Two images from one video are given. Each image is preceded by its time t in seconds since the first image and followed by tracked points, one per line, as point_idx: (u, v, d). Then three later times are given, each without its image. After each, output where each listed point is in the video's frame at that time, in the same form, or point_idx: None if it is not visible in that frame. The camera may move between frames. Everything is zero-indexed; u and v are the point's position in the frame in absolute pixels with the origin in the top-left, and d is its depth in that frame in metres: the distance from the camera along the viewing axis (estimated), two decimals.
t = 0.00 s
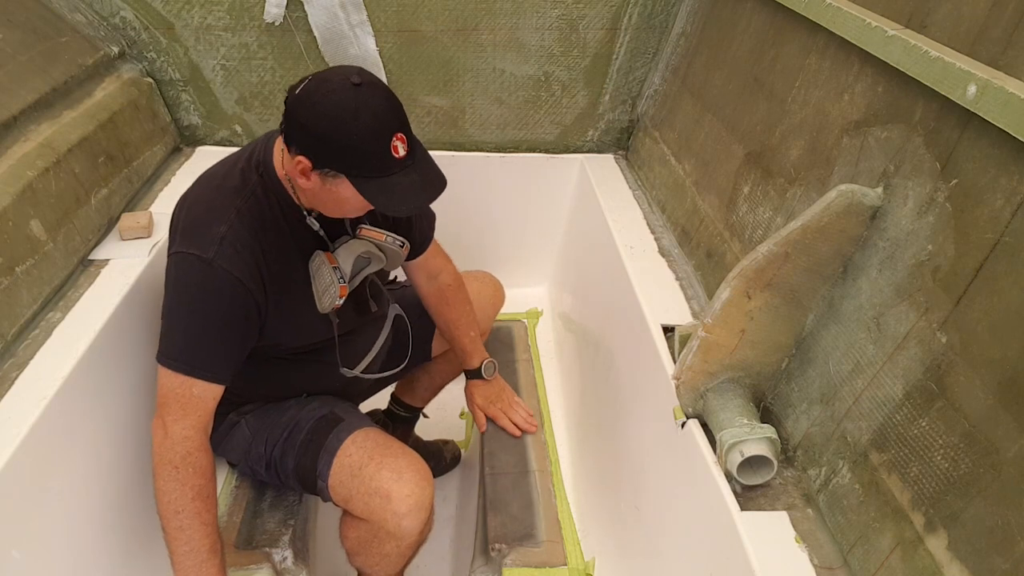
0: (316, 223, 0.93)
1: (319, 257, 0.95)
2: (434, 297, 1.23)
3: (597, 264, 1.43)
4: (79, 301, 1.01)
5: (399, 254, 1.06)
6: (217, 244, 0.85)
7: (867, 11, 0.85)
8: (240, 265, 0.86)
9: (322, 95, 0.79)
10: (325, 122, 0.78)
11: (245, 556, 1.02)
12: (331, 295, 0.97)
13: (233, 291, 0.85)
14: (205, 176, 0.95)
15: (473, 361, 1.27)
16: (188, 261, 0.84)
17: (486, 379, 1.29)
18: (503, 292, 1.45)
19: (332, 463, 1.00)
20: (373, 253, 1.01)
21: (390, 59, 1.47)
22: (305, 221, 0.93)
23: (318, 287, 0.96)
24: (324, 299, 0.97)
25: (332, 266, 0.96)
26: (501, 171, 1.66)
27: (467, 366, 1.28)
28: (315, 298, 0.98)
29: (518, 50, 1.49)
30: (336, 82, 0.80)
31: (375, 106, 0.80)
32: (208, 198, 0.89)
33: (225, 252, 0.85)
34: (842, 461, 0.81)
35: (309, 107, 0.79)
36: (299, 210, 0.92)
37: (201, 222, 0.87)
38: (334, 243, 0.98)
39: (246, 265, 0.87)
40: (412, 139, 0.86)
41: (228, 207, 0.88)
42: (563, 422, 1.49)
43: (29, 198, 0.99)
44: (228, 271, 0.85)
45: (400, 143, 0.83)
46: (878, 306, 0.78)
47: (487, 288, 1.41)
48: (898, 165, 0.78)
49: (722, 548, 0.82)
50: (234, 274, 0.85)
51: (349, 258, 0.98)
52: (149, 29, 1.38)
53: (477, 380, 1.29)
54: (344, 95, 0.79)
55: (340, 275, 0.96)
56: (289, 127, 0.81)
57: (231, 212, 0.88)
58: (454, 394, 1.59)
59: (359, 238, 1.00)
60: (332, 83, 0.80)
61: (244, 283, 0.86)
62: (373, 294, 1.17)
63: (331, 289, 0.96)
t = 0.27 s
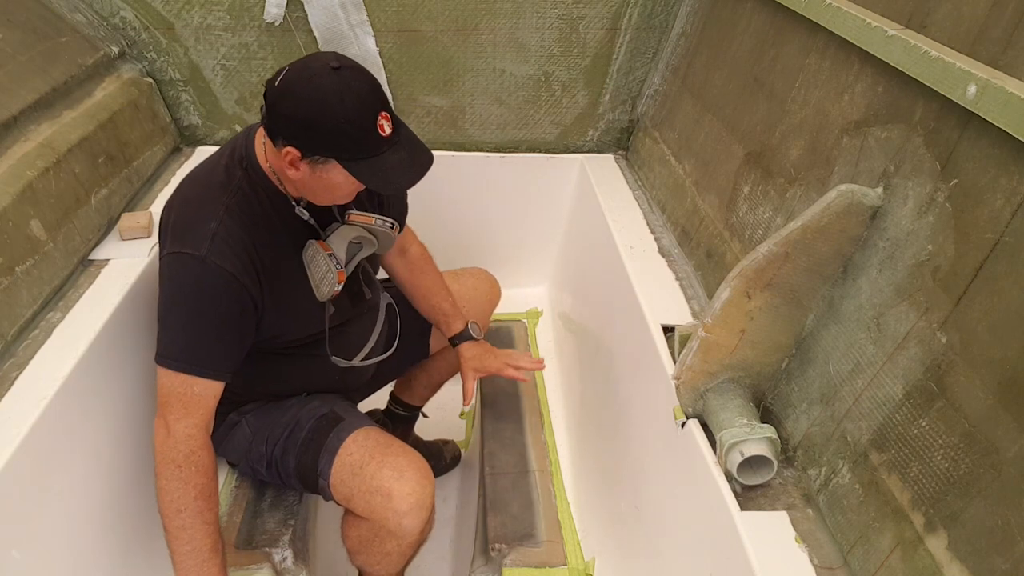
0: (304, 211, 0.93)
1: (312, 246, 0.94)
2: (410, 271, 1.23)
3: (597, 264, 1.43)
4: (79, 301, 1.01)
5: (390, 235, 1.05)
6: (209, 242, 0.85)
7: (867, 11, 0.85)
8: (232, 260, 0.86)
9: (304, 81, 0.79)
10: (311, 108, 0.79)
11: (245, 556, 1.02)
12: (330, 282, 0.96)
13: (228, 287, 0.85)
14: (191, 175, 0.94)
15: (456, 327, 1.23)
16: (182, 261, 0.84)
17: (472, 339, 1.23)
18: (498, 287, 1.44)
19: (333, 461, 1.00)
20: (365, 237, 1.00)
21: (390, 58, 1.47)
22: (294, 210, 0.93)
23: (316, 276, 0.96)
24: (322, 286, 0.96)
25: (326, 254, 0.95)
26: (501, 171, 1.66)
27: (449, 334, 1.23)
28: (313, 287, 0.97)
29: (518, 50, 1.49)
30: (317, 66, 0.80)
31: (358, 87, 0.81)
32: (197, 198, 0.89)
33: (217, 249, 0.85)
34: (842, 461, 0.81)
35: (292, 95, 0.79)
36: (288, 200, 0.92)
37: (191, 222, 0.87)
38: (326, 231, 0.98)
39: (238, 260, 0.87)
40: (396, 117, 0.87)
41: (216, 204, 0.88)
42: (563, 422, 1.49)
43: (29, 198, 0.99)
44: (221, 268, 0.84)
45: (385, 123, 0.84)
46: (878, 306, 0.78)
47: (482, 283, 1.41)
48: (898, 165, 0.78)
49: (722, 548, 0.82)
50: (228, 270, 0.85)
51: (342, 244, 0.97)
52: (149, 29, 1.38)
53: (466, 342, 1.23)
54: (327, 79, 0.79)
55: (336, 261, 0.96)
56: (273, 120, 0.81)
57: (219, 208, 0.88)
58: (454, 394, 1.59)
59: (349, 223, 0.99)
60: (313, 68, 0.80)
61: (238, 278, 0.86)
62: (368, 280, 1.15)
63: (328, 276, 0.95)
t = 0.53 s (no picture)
0: (300, 209, 0.94)
1: (308, 243, 0.95)
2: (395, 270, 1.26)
3: (597, 264, 1.43)
4: (79, 301, 1.01)
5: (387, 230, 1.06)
6: (203, 243, 0.85)
7: (866, 11, 0.85)
8: (228, 261, 0.86)
9: (294, 65, 0.80)
10: (293, 90, 0.79)
11: (245, 556, 1.02)
12: (326, 279, 0.96)
13: (223, 288, 0.85)
14: (186, 176, 0.94)
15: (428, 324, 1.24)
16: (177, 263, 0.84)
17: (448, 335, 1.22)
18: (497, 288, 1.44)
19: (337, 459, 1.00)
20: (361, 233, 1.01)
21: (390, 59, 1.47)
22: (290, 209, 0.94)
23: (312, 273, 0.96)
24: (319, 283, 0.97)
25: (322, 250, 0.96)
26: (501, 172, 1.66)
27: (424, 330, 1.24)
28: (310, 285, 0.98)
29: (518, 50, 1.49)
30: (310, 54, 0.81)
31: (346, 78, 0.81)
32: (192, 198, 0.89)
33: (211, 250, 0.85)
34: (842, 461, 0.81)
35: (280, 78, 0.80)
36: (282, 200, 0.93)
37: (186, 222, 0.87)
38: (321, 229, 0.99)
39: (233, 262, 0.87)
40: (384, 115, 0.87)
41: (210, 205, 0.88)
42: (563, 422, 1.49)
43: (29, 198, 0.99)
44: (215, 269, 0.84)
45: (370, 117, 0.83)
46: (878, 306, 0.78)
47: (480, 283, 1.41)
48: (898, 165, 0.78)
49: (722, 548, 0.82)
50: (222, 272, 0.85)
51: (338, 240, 0.98)
52: (149, 29, 1.38)
53: (441, 339, 1.21)
54: (317, 64, 0.80)
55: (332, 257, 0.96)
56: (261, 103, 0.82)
57: (213, 209, 0.88)
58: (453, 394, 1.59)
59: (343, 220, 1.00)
60: (306, 55, 0.81)
61: (233, 279, 0.86)
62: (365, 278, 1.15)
63: (325, 272, 0.96)
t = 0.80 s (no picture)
0: (305, 218, 0.95)
1: (306, 253, 0.95)
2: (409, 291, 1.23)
3: (597, 264, 1.43)
4: (79, 302, 1.01)
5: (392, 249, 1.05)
6: (206, 244, 0.85)
7: (866, 11, 0.85)
8: (229, 263, 0.86)
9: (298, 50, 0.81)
10: (291, 71, 0.79)
11: (245, 556, 1.02)
12: (319, 293, 0.95)
13: (222, 290, 0.85)
14: (193, 174, 0.94)
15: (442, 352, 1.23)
16: (177, 262, 0.84)
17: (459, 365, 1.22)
18: (501, 292, 1.44)
19: (335, 462, 1.00)
20: (362, 248, 1.00)
21: (390, 59, 1.47)
22: (296, 215, 0.94)
23: (307, 285, 0.95)
24: (312, 296, 0.96)
25: (319, 263, 0.95)
26: (501, 172, 1.66)
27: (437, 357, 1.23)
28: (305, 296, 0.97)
29: (518, 50, 1.49)
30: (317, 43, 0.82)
31: (349, 63, 0.81)
32: (197, 197, 0.89)
33: (214, 251, 0.85)
34: (842, 461, 0.81)
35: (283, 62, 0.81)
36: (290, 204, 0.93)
37: (190, 221, 0.87)
38: (324, 239, 0.99)
39: (235, 264, 0.86)
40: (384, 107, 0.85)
41: (215, 205, 0.88)
42: (563, 422, 1.49)
43: (29, 198, 0.99)
44: (217, 270, 0.84)
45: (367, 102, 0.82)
46: (879, 306, 0.78)
47: (485, 287, 1.40)
48: (898, 165, 0.78)
49: (722, 548, 0.82)
50: (224, 274, 0.85)
51: (337, 254, 0.97)
52: (149, 30, 1.38)
53: (454, 368, 1.21)
54: (320, 50, 0.80)
55: (328, 272, 0.95)
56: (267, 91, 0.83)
57: (218, 209, 0.87)
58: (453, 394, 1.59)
59: (348, 233, 1.00)
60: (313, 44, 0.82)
61: (233, 281, 0.86)
62: (366, 287, 1.15)
63: (318, 286, 0.94)
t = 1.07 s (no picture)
0: (308, 206, 0.95)
1: (309, 239, 0.94)
2: (420, 293, 1.25)
3: (597, 263, 1.43)
4: (79, 302, 1.01)
5: (394, 245, 1.07)
6: (213, 236, 0.85)
7: (867, 11, 0.85)
8: (237, 257, 0.85)
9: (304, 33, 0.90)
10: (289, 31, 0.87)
11: (245, 556, 1.02)
12: (322, 274, 0.93)
13: (231, 285, 0.85)
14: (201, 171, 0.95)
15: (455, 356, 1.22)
16: (185, 255, 0.83)
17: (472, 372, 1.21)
18: (506, 294, 1.44)
19: (333, 464, 1.00)
20: (365, 241, 1.01)
21: (390, 59, 1.47)
22: (297, 203, 0.95)
23: (309, 270, 0.94)
24: (315, 281, 0.94)
25: (323, 247, 0.94)
26: (501, 172, 1.66)
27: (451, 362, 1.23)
28: (307, 283, 0.95)
29: (518, 50, 1.49)
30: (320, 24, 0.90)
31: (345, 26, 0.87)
32: (205, 192, 0.89)
33: (220, 244, 0.85)
34: (842, 461, 0.81)
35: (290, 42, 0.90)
36: (296, 195, 0.95)
37: (199, 215, 0.87)
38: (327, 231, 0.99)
39: (242, 258, 0.86)
40: (374, 68, 0.87)
41: (223, 199, 0.88)
42: (563, 422, 1.49)
43: (29, 198, 0.99)
44: (224, 262, 0.84)
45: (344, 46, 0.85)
46: (878, 306, 0.78)
47: (488, 289, 1.41)
48: (898, 165, 0.78)
49: (722, 548, 0.82)
50: (231, 267, 0.84)
51: (341, 243, 0.96)
52: (149, 30, 1.38)
53: (465, 376, 1.21)
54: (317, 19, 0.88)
55: (330, 254, 0.94)
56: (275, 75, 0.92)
57: (226, 204, 0.87)
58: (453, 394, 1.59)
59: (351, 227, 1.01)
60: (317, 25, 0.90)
61: (241, 276, 0.86)
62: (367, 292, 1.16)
63: (321, 269, 0.93)
